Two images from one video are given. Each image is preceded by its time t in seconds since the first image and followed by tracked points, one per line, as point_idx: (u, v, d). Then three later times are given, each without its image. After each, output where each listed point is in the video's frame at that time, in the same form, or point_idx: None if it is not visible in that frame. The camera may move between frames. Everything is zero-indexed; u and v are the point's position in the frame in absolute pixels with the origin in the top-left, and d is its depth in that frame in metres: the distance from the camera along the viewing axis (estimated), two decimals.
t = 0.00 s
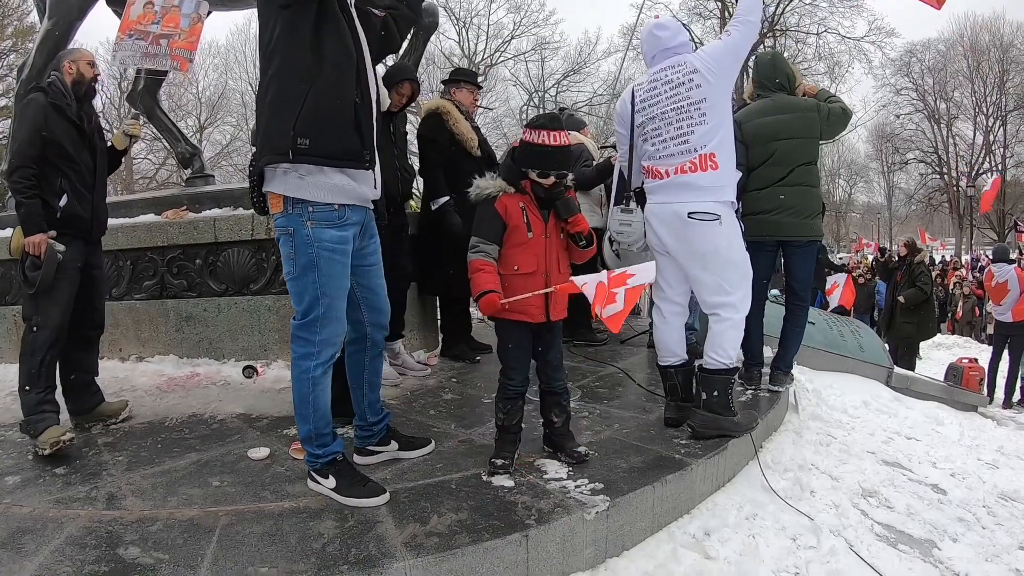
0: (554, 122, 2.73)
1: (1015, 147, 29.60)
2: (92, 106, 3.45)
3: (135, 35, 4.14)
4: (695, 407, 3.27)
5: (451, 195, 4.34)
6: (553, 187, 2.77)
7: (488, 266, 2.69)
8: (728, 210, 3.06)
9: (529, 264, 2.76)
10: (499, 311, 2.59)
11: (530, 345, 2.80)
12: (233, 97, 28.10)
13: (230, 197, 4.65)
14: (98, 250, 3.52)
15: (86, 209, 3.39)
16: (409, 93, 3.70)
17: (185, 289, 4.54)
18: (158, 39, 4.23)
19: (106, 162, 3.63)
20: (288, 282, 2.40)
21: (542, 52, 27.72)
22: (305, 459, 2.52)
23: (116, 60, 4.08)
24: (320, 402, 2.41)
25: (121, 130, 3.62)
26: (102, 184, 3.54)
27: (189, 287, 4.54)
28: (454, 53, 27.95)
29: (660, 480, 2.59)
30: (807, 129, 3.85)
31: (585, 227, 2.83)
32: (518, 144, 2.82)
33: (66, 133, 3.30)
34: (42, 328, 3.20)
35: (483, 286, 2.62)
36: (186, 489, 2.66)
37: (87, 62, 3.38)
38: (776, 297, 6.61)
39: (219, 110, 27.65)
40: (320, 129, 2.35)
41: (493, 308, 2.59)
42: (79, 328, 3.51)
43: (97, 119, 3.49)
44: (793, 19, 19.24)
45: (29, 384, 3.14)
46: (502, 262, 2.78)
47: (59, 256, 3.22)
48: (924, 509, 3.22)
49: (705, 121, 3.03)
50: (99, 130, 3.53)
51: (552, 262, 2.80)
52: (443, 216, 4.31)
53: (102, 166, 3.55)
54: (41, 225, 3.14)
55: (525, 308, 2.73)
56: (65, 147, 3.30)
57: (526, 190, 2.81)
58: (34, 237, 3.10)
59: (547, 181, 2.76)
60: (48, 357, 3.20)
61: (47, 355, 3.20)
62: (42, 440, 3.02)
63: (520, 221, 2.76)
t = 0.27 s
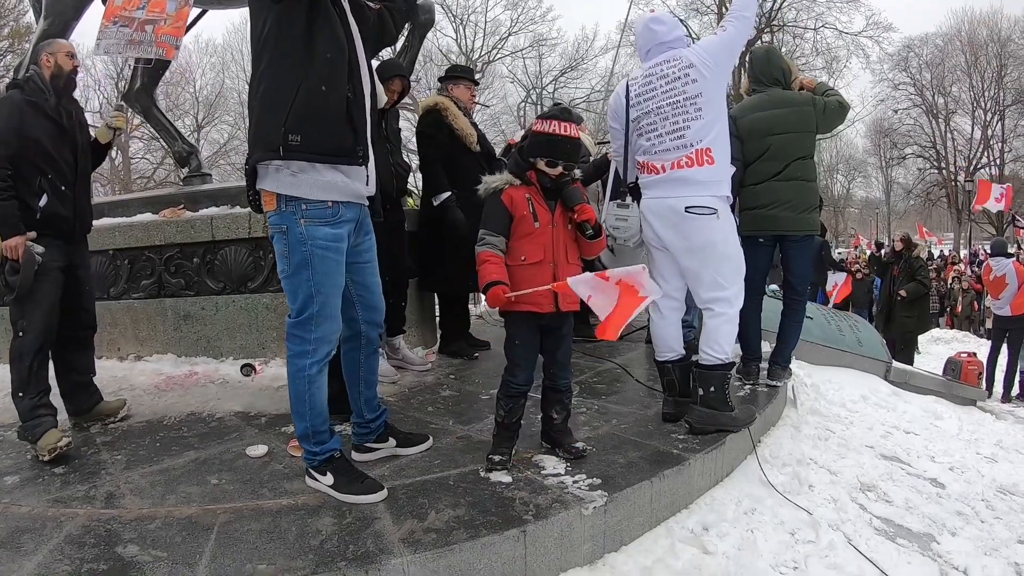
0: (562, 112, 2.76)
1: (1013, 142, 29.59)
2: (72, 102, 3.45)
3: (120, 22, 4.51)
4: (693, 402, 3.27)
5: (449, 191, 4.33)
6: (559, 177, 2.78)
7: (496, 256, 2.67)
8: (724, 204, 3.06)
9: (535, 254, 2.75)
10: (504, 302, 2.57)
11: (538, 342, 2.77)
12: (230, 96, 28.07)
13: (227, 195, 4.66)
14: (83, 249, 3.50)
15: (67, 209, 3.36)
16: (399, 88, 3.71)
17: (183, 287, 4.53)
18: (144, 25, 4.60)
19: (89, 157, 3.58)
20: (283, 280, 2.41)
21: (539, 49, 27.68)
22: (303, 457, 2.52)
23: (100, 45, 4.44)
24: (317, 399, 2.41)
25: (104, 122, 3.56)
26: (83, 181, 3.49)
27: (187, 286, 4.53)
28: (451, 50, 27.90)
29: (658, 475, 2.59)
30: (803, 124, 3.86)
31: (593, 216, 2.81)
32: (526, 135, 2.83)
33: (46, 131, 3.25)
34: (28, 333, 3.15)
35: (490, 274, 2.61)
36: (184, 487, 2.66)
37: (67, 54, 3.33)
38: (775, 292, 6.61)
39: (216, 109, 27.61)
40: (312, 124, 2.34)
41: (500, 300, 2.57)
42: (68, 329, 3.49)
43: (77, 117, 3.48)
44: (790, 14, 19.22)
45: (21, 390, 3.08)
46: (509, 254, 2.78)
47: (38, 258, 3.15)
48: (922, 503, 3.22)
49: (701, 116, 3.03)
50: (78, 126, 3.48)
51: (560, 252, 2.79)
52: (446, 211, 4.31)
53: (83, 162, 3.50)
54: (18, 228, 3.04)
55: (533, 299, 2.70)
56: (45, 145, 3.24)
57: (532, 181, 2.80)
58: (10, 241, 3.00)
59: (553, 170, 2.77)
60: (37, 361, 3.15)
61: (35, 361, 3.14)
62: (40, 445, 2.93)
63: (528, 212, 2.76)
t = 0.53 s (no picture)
0: (559, 108, 2.73)
1: (1010, 137, 29.61)
2: (50, 97, 3.36)
3: (98, 8, 4.72)
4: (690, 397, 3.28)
5: (446, 189, 4.33)
6: (558, 176, 2.77)
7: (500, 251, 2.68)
8: (719, 200, 3.06)
9: (537, 250, 2.75)
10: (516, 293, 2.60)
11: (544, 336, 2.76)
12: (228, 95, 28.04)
13: (224, 195, 4.66)
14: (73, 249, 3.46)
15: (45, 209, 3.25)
16: (396, 85, 3.71)
17: (180, 287, 4.53)
18: (123, 10, 5.01)
19: (70, 153, 3.47)
20: (279, 278, 2.40)
21: (536, 46, 27.65)
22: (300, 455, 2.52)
23: (80, 33, 4.73)
24: (313, 397, 2.41)
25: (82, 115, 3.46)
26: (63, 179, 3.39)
27: (184, 285, 4.53)
28: (449, 48, 27.86)
29: (655, 470, 2.59)
30: (798, 119, 3.86)
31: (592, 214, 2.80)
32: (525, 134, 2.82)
33: (21, 129, 3.15)
34: (14, 338, 3.06)
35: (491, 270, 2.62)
36: (182, 486, 2.67)
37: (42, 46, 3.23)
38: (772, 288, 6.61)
39: (214, 108, 27.58)
40: (309, 122, 2.34)
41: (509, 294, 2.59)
42: (57, 329, 3.43)
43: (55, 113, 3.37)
44: (787, 11, 19.21)
45: (15, 395, 3.02)
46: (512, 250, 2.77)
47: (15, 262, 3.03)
48: (920, 498, 3.23)
49: (695, 112, 3.03)
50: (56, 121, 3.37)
51: (562, 248, 2.79)
52: (444, 209, 4.32)
53: (62, 160, 3.39)
54: None
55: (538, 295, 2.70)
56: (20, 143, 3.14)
57: (531, 179, 2.80)
58: None
59: (552, 170, 2.76)
60: (23, 366, 3.06)
61: (24, 366, 3.07)
62: (39, 447, 2.93)
63: (528, 209, 2.76)
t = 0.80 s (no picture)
0: (568, 120, 2.68)
1: (1010, 134, 29.60)
2: (31, 93, 3.20)
3: None
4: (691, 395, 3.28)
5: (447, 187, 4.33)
6: (560, 186, 2.77)
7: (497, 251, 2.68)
8: (719, 197, 3.06)
9: (537, 254, 2.77)
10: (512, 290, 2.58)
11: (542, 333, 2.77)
12: (227, 95, 28.04)
13: (223, 194, 4.67)
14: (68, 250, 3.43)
15: (28, 210, 3.15)
16: (399, 84, 3.69)
17: (180, 286, 4.52)
18: None
19: (56, 148, 3.33)
20: (282, 276, 2.40)
21: (535, 44, 27.62)
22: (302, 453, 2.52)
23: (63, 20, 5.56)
24: (316, 395, 2.41)
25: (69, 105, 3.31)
26: (46, 177, 3.26)
27: (184, 285, 4.52)
28: (448, 47, 27.82)
29: (656, 468, 2.59)
30: (795, 116, 3.84)
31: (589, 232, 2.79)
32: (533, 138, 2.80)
33: None
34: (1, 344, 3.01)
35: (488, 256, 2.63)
36: (183, 485, 2.67)
37: (22, 38, 3.11)
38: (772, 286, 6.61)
39: (213, 108, 27.57)
40: (314, 122, 2.35)
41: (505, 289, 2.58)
42: (50, 329, 3.35)
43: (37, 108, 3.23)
44: (786, 8, 19.20)
45: (11, 397, 3.02)
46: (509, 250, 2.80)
47: None
48: (920, 494, 3.23)
49: (695, 108, 3.03)
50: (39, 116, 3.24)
51: (560, 252, 2.82)
52: (443, 207, 4.31)
53: (46, 156, 3.26)
54: None
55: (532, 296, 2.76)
56: None
57: (533, 182, 2.81)
58: None
59: (556, 181, 2.75)
60: (10, 369, 3.01)
61: (13, 369, 3.04)
62: (37, 445, 2.92)
63: (530, 212, 2.77)
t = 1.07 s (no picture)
0: (567, 116, 2.63)
1: (1012, 131, 29.53)
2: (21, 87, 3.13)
3: None
4: (697, 391, 3.27)
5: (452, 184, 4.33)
6: (559, 185, 2.73)
7: (493, 247, 2.70)
8: (725, 192, 3.05)
9: (534, 251, 2.76)
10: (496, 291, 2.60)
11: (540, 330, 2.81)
12: (228, 94, 28.04)
13: (226, 192, 4.68)
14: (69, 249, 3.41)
15: (22, 208, 3.08)
16: (403, 82, 3.64)
17: (183, 284, 4.52)
18: None
19: (51, 142, 3.25)
20: (293, 271, 2.39)
21: (536, 42, 27.57)
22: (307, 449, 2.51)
23: None
24: (323, 390, 2.41)
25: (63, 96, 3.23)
26: (39, 174, 3.18)
27: (187, 283, 4.52)
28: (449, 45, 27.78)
29: (662, 464, 2.59)
30: (794, 111, 3.82)
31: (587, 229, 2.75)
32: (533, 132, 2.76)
33: None
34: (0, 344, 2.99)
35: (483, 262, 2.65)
36: (187, 483, 2.66)
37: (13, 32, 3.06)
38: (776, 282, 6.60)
39: (214, 107, 27.57)
40: (331, 118, 2.36)
41: (489, 290, 2.59)
42: (45, 330, 3.27)
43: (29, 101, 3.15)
44: (788, 4, 19.14)
45: (13, 396, 3.01)
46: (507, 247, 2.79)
47: None
48: (925, 490, 3.23)
49: (701, 103, 3.02)
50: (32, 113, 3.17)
51: (558, 250, 2.80)
52: (446, 204, 4.31)
53: (39, 153, 3.18)
54: None
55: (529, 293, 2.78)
56: None
57: (531, 178, 2.78)
58: None
59: (554, 180, 2.71)
60: (10, 369, 3.00)
61: (13, 369, 3.03)
62: (41, 444, 2.93)
63: (528, 210, 2.75)
